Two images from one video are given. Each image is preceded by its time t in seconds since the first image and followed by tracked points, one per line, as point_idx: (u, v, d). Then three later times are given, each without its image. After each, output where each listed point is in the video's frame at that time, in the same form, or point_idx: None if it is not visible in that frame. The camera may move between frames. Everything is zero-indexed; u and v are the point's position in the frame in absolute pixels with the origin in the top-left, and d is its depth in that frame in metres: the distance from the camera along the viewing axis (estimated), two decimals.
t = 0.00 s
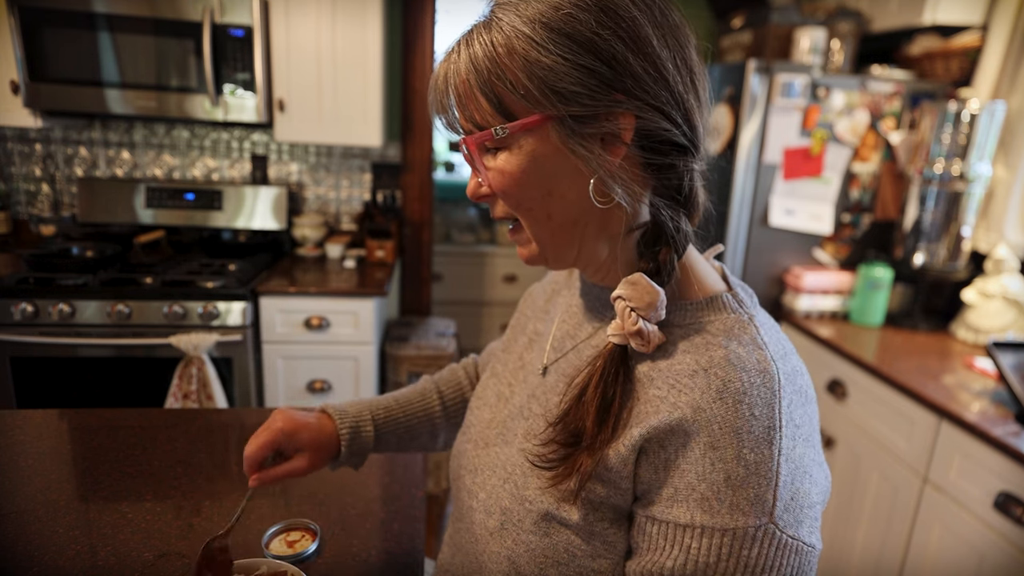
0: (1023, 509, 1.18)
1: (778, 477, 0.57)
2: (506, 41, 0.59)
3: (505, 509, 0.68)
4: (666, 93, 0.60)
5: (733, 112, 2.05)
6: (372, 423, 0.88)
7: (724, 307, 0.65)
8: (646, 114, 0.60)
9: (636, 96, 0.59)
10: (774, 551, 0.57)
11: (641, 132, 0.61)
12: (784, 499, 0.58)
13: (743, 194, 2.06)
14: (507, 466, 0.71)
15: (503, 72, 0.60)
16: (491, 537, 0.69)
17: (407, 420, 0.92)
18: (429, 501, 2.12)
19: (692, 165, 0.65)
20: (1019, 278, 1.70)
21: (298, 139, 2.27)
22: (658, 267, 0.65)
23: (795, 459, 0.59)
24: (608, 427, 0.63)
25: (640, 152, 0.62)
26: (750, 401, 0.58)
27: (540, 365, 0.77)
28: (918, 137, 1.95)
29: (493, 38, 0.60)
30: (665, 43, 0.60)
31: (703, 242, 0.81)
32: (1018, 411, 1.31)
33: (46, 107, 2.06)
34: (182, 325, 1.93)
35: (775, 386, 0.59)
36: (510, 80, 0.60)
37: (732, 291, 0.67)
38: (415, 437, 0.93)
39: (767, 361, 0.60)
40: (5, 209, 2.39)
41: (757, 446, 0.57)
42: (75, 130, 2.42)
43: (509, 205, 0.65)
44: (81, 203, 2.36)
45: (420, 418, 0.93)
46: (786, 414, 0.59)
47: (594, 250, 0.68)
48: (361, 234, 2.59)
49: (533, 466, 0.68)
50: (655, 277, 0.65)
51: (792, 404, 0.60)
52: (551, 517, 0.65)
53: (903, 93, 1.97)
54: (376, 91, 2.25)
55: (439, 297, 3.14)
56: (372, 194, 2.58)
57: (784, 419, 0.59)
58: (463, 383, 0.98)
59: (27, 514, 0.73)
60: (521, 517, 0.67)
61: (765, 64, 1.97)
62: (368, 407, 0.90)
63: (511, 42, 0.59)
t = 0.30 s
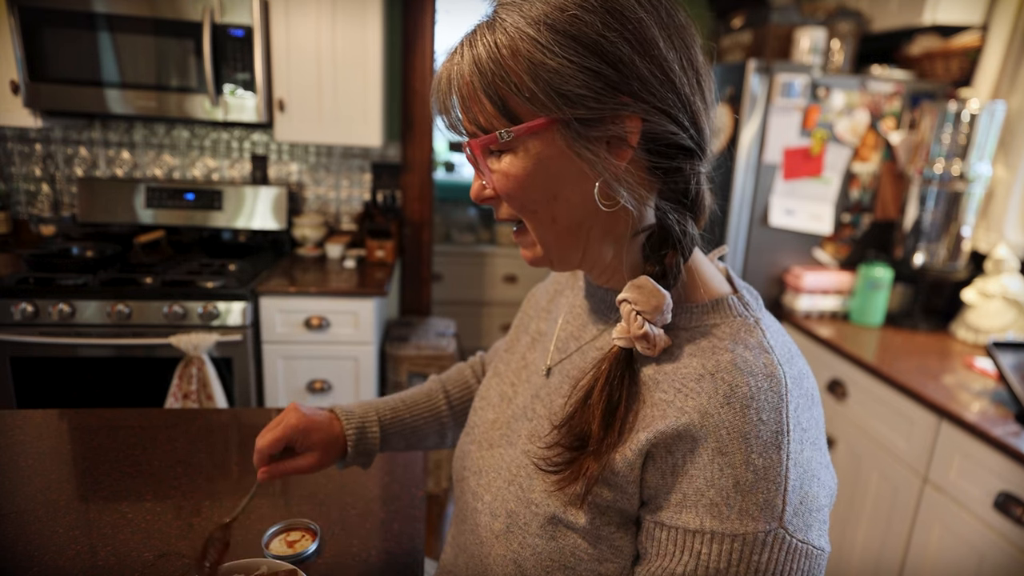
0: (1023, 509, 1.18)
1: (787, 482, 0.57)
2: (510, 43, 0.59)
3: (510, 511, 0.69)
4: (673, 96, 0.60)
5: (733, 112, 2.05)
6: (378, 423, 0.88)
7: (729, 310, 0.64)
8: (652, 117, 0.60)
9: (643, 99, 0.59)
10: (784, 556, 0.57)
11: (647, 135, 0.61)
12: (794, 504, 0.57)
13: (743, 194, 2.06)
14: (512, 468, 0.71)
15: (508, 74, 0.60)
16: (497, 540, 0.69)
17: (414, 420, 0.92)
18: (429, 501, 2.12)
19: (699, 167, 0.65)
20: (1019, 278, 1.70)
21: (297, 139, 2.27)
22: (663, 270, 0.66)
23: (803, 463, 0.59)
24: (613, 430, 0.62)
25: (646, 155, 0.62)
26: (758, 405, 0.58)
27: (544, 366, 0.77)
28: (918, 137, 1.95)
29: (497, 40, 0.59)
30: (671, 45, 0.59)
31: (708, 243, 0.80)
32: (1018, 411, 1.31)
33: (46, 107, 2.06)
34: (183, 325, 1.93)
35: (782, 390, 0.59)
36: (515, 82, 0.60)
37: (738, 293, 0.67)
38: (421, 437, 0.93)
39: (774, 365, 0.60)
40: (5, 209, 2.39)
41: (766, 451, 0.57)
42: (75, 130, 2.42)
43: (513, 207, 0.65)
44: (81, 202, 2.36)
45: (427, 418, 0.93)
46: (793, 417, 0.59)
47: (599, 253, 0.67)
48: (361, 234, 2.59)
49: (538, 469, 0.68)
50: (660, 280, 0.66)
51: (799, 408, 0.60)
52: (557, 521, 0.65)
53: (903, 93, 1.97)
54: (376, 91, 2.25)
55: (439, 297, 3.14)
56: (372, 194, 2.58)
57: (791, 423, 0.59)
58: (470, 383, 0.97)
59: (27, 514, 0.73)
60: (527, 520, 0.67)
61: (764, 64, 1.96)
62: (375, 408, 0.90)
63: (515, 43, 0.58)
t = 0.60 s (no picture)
0: (1023, 509, 1.18)
1: (792, 482, 0.57)
2: (523, 37, 0.59)
3: (511, 511, 0.68)
4: (686, 97, 0.60)
5: (733, 112, 2.05)
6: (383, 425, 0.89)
7: (732, 310, 0.64)
8: (664, 117, 0.59)
9: (655, 99, 0.59)
10: (790, 556, 0.57)
11: (659, 136, 0.60)
12: (799, 503, 0.57)
13: (743, 194, 2.06)
14: (512, 468, 0.71)
15: (520, 68, 0.60)
16: (498, 540, 0.69)
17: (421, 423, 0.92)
18: (429, 501, 2.12)
19: (709, 169, 0.65)
20: (1019, 278, 1.70)
21: (298, 139, 2.27)
22: (669, 271, 0.66)
23: (807, 462, 0.59)
24: (617, 430, 0.62)
25: (656, 155, 0.62)
26: (762, 405, 0.58)
27: (542, 364, 0.77)
28: (918, 137, 1.95)
29: (510, 34, 0.59)
30: (685, 46, 0.60)
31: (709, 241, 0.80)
32: (1019, 411, 1.31)
33: (46, 107, 2.06)
34: (182, 325, 1.93)
35: (786, 389, 0.59)
36: (527, 77, 0.60)
37: (740, 293, 0.67)
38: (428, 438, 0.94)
39: (777, 364, 0.60)
40: (5, 209, 2.39)
41: (770, 451, 0.57)
42: (75, 130, 2.42)
43: (519, 203, 0.65)
44: (81, 203, 2.36)
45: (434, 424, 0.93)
46: (798, 417, 0.59)
47: (603, 252, 0.67)
48: (361, 234, 2.59)
49: (539, 468, 0.68)
50: (665, 280, 0.66)
51: (803, 407, 0.60)
52: (560, 521, 0.65)
53: (903, 93, 1.97)
54: (376, 91, 2.25)
55: (439, 297, 3.14)
56: (372, 194, 2.59)
57: (796, 423, 0.59)
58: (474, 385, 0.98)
59: (27, 514, 0.73)
60: (529, 520, 0.67)
61: (765, 64, 1.96)
62: (380, 415, 0.90)
63: (529, 38, 0.58)
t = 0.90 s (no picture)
0: (1023, 509, 1.18)
1: (797, 475, 0.57)
2: (541, 35, 0.57)
3: (514, 509, 0.68)
4: (701, 108, 0.60)
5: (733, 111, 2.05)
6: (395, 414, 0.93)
7: (733, 306, 0.65)
8: (679, 127, 0.59)
9: (672, 109, 0.59)
10: (797, 548, 0.57)
11: (672, 147, 0.60)
12: (804, 495, 0.57)
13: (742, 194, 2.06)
14: (513, 465, 0.71)
15: (536, 68, 0.58)
16: (501, 538, 0.69)
17: (426, 424, 0.95)
18: (429, 501, 2.12)
19: (718, 180, 0.65)
20: (1019, 278, 1.70)
21: (298, 139, 2.27)
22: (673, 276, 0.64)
23: (811, 455, 0.59)
24: (619, 426, 0.62)
25: (668, 164, 0.61)
26: (765, 398, 0.58)
27: (542, 362, 0.77)
28: (918, 137, 1.95)
29: (527, 30, 0.58)
30: (702, 56, 0.60)
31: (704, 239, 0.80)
32: (1018, 411, 1.31)
33: (46, 107, 2.06)
34: (182, 325, 1.94)
35: (789, 382, 0.59)
36: (543, 77, 0.58)
37: (740, 290, 0.67)
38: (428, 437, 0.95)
39: (779, 358, 0.60)
40: (5, 209, 2.40)
41: (775, 444, 0.57)
42: (75, 130, 2.42)
43: (527, 203, 0.64)
44: (81, 203, 2.36)
45: (440, 432, 0.95)
46: (802, 411, 0.59)
47: (603, 251, 0.68)
48: (361, 234, 2.59)
49: (541, 466, 0.68)
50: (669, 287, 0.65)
51: (805, 400, 0.60)
52: (564, 518, 0.65)
53: (903, 93, 1.97)
54: (376, 91, 2.25)
55: (439, 297, 3.14)
56: (372, 194, 2.59)
57: (800, 416, 0.59)
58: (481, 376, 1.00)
59: (27, 514, 0.73)
60: (532, 517, 0.67)
61: (764, 64, 1.96)
62: (394, 400, 0.95)
63: (547, 37, 0.57)
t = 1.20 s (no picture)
0: (1023, 509, 1.18)
1: (797, 474, 0.57)
2: (569, 38, 0.56)
3: (517, 503, 0.68)
4: (721, 112, 0.61)
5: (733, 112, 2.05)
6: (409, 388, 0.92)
7: (738, 307, 0.65)
8: (701, 132, 0.60)
9: (695, 113, 0.59)
10: (795, 546, 0.57)
11: (694, 150, 0.61)
12: (804, 494, 0.57)
13: (743, 195, 2.07)
14: (517, 461, 0.71)
15: (563, 70, 0.57)
16: (503, 531, 0.69)
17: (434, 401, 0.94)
18: (429, 501, 2.12)
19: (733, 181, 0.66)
20: (1019, 278, 1.70)
21: (298, 139, 2.27)
22: (685, 274, 0.66)
23: (812, 455, 0.59)
24: (625, 422, 0.62)
25: (690, 167, 0.62)
26: (769, 399, 0.58)
27: (550, 359, 0.77)
28: (918, 137, 1.94)
29: (555, 32, 0.56)
30: (720, 62, 0.61)
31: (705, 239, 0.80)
32: (1018, 411, 1.31)
33: (46, 107, 2.06)
34: (183, 325, 1.94)
35: (792, 384, 0.59)
36: (571, 81, 0.57)
37: (745, 292, 0.67)
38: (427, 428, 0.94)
39: (784, 360, 0.60)
40: (5, 209, 2.40)
41: (777, 443, 0.57)
42: (75, 130, 2.42)
43: (549, 207, 0.63)
44: (81, 203, 2.37)
45: (445, 407, 0.95)
46: (804, 411, 0.59)
47: (620, 254, 0.67)
48: (361, 234, 2.59)
49: (546, 461, 0.68)
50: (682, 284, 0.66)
51: (808, 401, 0.60)
52: (566, 512, 0.65)
53: (903, 93, 1.97)
54: (376, 91, 2.25)
55: (439, 297, 3.14)
56: (372, 194, 2.59)
57: (802, 416, 0.59)
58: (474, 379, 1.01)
59: (27, 514, 0.73)
60: (534, 511, 0.67)
61: (764, 64, 1.97)
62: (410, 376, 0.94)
63: (576, 40, 0.56)
